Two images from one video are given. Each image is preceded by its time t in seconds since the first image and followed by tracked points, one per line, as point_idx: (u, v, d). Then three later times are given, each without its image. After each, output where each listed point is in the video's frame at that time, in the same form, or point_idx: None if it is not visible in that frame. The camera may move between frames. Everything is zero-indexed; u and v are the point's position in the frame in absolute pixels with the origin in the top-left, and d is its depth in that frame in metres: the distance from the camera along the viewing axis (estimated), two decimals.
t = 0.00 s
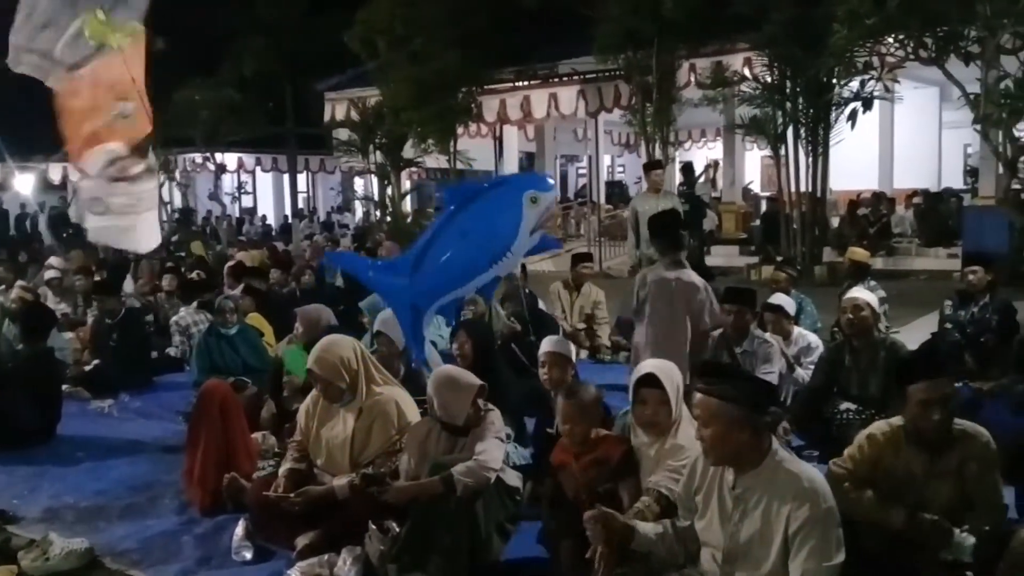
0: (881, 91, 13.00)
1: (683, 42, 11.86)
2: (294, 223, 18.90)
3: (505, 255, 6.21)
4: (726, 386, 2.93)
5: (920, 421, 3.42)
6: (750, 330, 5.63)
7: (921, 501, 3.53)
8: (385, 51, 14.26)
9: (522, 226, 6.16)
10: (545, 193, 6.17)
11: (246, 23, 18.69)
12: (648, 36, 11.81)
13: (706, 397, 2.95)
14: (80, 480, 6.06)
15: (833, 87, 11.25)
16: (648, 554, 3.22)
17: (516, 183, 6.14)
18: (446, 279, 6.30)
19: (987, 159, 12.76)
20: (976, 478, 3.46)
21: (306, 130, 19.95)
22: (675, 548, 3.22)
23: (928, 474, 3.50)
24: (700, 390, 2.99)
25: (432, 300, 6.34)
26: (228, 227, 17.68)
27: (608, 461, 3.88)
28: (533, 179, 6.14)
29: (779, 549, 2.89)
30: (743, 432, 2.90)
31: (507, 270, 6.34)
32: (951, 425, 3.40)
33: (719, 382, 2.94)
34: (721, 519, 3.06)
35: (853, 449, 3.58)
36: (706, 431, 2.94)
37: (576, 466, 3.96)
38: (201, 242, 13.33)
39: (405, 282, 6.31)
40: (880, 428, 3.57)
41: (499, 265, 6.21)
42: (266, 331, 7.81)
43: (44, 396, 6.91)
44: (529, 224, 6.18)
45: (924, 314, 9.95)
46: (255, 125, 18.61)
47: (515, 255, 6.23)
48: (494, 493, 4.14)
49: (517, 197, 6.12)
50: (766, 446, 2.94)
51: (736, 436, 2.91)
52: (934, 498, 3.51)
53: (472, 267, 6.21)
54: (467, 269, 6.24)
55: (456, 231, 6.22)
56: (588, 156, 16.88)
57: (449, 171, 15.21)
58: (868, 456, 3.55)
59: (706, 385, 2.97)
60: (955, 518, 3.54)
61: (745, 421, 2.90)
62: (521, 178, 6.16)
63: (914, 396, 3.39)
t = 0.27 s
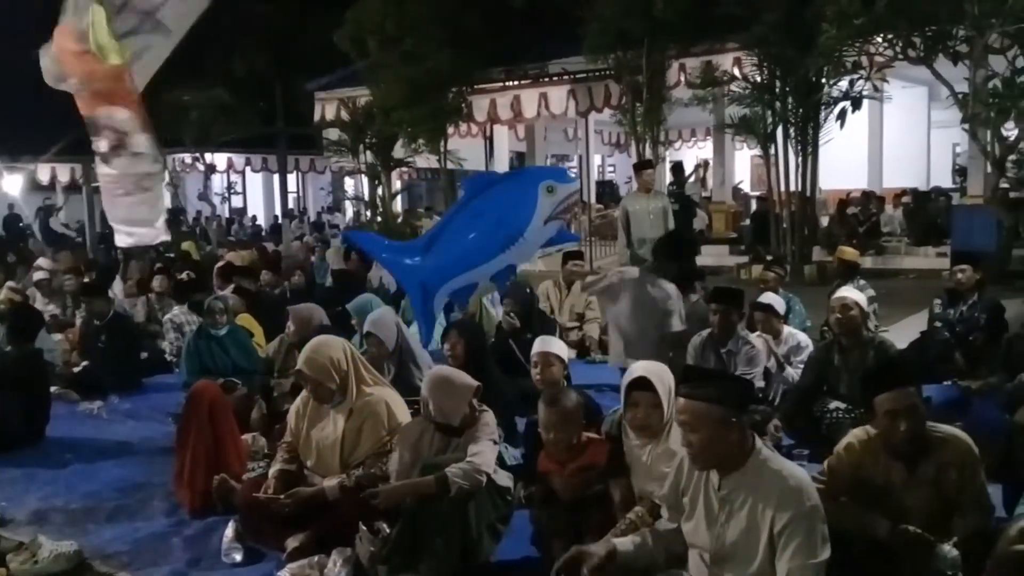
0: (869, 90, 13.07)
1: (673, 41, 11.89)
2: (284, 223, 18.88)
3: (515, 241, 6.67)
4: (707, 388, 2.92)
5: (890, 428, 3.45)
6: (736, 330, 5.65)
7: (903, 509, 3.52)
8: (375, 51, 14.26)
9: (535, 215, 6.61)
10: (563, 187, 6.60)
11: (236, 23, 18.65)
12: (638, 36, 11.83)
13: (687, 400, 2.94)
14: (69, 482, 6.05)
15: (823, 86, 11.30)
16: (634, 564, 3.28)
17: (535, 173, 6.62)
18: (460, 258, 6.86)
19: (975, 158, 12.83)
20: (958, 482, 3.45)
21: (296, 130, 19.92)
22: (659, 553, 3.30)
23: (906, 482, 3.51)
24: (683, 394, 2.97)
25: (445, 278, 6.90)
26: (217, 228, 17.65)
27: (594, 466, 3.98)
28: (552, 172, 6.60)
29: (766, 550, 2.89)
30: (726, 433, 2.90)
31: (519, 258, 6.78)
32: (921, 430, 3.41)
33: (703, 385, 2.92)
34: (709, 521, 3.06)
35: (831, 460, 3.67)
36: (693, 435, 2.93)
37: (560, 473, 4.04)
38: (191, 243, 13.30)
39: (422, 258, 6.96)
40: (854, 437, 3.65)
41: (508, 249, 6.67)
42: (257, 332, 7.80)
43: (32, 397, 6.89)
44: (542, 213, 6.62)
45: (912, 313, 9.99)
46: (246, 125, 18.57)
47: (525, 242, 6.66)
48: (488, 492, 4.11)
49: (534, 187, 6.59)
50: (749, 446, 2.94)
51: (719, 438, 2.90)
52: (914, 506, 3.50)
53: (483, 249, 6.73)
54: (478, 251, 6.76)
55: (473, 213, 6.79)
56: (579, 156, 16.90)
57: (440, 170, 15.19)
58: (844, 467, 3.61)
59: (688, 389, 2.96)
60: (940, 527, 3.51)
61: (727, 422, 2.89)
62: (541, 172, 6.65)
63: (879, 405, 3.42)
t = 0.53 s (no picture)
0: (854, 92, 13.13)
1: (659, 44, 11.91)
2: (270, 225, 18.81)
3: (520, 248, 6.35)
4: (690, 392, 2.91)
5: (880, 429, 3.43)
6: (719, 331, 5.67)
7: (884, 509, 3.54)
8: (362, 51, 14.24)
9: (545, 224, 6.32)
10: (577, 201, 6.33)
11: (222, 23, 18.60)
12: (625, 38, 11.84)
13: (669, 406, 2.93)
14: (52, 485, 5.99)
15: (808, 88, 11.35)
16: (611, 566, 3.32)
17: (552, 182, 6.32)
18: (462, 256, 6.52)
19: (959, 160, 12.92)
20: (937, 480, 3.48)
21: (282, 131, 19.86)
22: (634, 553, 3.32)
23: (887, 482, 3.51)
24: (664, 400, 2.96)
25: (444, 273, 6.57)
26: (203, 229, 17.57)
27: (580, 461, 3.95)
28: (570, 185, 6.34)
29: (747, 552, 2.91)
30: (709, 437, 2.90)
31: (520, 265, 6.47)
32: (909, 430, 3.43)
33: (687, 390, 2.92)
34: (690, 524, 3.06)
35: (813, 461, 3.61)
36: (675, 441, 2.92)
37: (546, 472, 4.03)
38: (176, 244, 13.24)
39: (425, 249, 6.57)
40: (836, 437, 3.61)
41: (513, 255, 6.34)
42: (241, 333, 7.76)
43: (14, 400, 6.83)
44: (553, 225, 6.34)
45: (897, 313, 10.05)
46: (231, 125, 18.51)
47: (531, 251, 6.36)
48: (474, 495, 4.12)
49: (550, 196, 6.29)
50: (730, 448, 2.95)
51: (702, 442, 2.90)
52: (897, 505, 3.52)
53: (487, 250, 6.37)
54: (482, 252, 6.40)
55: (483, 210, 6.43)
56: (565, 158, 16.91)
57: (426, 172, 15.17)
58: (827, 467, 3.56)
59: (669, 394, 2.95)
60: (917, 526, 3.53)
61: (710, 426, 2.89)
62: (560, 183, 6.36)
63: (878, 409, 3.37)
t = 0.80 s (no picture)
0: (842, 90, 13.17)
1: (648, 42, 11.93)
2: (259, 223, 18.76)
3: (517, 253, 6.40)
4: (671, 394, 2.90)
5: (882, 417, 3.43)
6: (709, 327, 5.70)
7: (879, 496, 3.53)
8: (350, 49, 14.24)
9: (546, 235, 6.35)
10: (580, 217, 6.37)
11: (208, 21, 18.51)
12: (613, 36, 11.84)
13: (650, 408, 2.91)
14: (39, 485, 5.96)
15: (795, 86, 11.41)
16: (600, 565, 3.34)
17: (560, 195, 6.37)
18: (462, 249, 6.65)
19: (946, 158, 12.99)
20: (930, 469, 3.49)
21: (270, 129, 19.78)
22: (621, 554, 3.34)
23: (883, 468, 3.50)
24: (644, 402, 2.95)
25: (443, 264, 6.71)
26: (191, 228, 17.51)
27: (575, 454, 3.91)
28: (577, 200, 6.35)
29: (728, 551, 2.91)
30: (691, 439, 2.90)
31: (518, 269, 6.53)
32: (909, 419, 3.45)
33: (665, 392, 2.91)
34: (673, 524, 3.06)
35: (811, 449, 3.56)
36: (655, 442, 2.92)
37: (543, 461, 3.97)
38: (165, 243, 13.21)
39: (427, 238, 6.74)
40: (833, 424, 3.59)
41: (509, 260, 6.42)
42: (231, 332, 7.74)
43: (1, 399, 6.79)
44: (553, 236, 6.35)
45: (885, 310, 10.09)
46: (219, 124, 18.47)
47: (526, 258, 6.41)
48: (463, 493, 4.13)
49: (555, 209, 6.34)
50: (711, 448, 2.95)
51: (680, 444, 2.90)
52: (891, 491, 3.51)
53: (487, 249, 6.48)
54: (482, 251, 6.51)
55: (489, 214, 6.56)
56: (554, 155, 16.91)
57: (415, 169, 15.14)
58: (826, 453, 3.54)
59: (649, 396, 2.94)
60: (911, 515, 3.55)
61: (690, 427, 2.89)
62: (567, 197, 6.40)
63: (890, 396, 3.38)
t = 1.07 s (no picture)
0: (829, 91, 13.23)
1: (637, 43, 11.95)
2: (247, 225, 18.70)
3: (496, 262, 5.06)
4: (634, 396, 2.88)
5: (887, 412, 3.40)
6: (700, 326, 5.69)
7: (872, 490, 3.54)
8: (338, 50, 14.23)
9: (535, 237, 5.01)
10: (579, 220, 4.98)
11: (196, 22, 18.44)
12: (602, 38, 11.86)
13: (616, 409, 2.91)
14: (26, 489, 5.92)
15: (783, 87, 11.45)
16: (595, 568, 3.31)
17: (552, 190, 5.01)
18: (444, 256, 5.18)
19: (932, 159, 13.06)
20: (925, 465, 3.50)
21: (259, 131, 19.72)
22: (617, 558, 3.31)
23: (881, 461, 3.50)
24: (614, 405, 2.94)
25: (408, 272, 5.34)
26: (179, 230, 17.45)
27: (574, 455, 3.91)
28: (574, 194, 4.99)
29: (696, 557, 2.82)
30: (651, 439, 2.86)
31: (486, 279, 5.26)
32: (907, 415, 3.44)
33: (628, 395, 2.89)
34: (649, 528, 3.00)
35: (812, 438, 3.54)
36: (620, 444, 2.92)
37: (541, 460, 4.03)
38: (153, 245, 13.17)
39: (417, 237, 5.24)
40: (833, 416, 3.57)
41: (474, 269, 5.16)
42: (220, 335, 7.71)
43: None
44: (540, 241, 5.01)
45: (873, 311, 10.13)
46: (208, 125, 18.42)
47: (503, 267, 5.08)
48: (448, 495, 4.16)
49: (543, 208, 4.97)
50: (679, 449, 2.89)
51: (642, 446, 2.88)
52: (885, 485, 3.52)
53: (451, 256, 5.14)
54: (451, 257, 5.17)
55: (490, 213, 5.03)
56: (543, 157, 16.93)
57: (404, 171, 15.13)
58: (825, 445, 3.53)
59: (615, 399, 2.94)
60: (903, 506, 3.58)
61: (649, 429, 2.85)
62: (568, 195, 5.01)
63: (893, 387, 3.34)
